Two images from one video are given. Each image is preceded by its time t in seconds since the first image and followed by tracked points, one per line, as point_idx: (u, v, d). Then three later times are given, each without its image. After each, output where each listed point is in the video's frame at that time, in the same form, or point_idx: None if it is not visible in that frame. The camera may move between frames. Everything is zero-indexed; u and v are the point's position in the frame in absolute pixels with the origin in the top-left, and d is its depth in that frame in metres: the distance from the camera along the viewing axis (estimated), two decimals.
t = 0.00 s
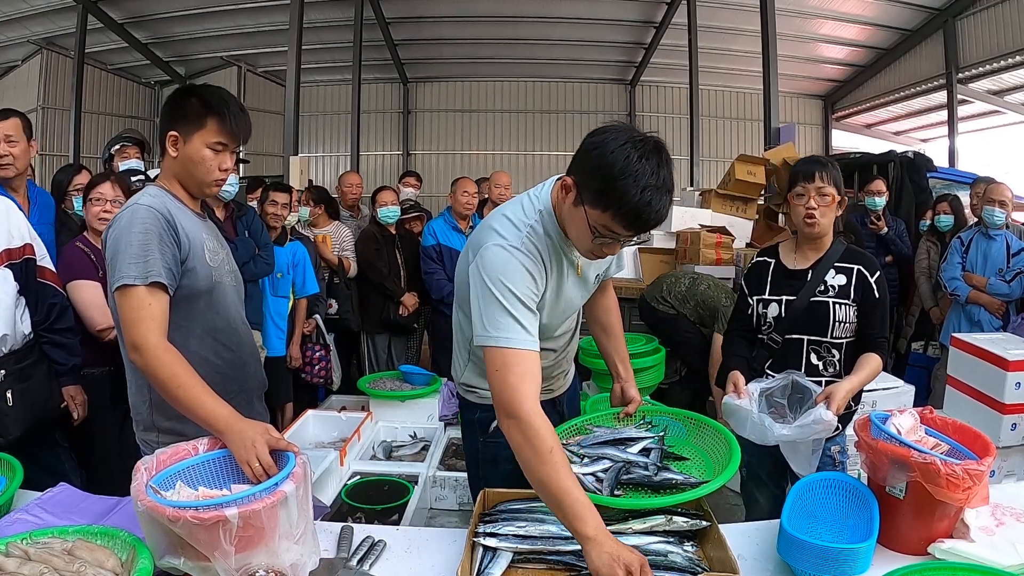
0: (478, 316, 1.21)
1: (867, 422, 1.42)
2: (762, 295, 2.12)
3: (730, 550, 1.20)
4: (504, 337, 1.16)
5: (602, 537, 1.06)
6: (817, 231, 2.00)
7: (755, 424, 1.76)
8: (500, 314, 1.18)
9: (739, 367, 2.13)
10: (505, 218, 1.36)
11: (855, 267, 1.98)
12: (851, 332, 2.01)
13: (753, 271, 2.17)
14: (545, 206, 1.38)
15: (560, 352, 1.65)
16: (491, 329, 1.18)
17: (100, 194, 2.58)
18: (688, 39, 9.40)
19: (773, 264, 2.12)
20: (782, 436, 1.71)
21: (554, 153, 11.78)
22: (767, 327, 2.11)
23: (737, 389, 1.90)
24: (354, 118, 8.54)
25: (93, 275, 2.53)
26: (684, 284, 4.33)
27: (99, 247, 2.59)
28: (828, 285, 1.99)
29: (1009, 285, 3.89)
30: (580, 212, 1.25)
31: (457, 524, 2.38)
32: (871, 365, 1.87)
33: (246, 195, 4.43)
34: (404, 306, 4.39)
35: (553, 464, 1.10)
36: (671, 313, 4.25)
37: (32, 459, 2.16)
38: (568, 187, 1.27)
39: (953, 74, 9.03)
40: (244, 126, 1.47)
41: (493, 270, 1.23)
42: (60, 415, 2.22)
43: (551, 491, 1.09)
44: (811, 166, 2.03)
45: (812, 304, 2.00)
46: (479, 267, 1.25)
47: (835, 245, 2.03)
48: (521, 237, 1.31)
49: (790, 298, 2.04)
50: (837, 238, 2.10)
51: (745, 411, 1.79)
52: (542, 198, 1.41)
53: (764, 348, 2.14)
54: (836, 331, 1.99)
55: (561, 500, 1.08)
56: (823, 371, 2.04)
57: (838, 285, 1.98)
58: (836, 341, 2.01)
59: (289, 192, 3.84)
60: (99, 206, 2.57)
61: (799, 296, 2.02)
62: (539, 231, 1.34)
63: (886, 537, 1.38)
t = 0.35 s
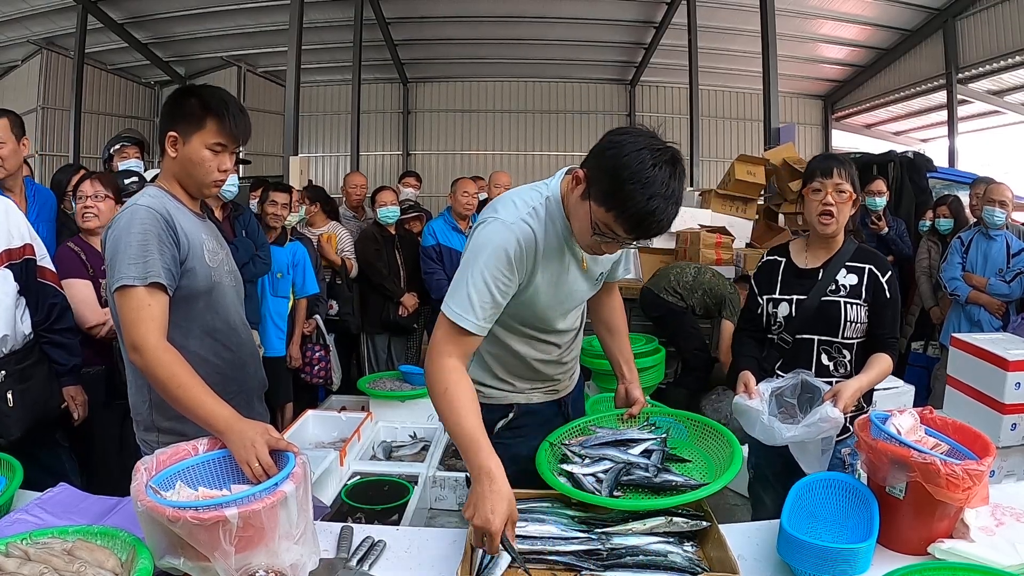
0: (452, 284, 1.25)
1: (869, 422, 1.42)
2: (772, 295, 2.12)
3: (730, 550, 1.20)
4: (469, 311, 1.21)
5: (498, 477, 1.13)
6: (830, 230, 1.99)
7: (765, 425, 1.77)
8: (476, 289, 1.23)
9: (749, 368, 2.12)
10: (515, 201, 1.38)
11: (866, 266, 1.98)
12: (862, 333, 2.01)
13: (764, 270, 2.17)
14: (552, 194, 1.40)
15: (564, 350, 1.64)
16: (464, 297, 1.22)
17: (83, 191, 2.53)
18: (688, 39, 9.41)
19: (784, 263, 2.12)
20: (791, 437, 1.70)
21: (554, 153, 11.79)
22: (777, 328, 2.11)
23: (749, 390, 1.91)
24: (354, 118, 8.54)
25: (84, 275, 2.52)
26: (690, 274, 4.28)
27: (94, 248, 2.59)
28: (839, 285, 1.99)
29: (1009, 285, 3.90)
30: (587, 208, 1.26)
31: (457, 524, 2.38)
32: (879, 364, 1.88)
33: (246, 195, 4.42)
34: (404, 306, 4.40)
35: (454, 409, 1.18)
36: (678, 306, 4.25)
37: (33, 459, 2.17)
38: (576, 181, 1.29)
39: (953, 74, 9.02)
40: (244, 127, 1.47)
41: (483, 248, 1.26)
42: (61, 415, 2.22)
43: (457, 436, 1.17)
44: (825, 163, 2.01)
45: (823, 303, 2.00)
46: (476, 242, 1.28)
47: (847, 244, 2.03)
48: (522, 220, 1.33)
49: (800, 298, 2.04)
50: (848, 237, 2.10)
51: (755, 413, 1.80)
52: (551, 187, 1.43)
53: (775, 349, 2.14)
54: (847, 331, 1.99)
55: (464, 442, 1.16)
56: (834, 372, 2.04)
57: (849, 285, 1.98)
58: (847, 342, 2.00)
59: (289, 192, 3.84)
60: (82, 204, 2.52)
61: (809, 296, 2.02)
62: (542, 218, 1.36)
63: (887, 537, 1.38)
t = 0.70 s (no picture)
0: (456, 278, 1.29)
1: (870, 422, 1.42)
2: (788, 295, 2.12)
3: (731, 550, 1.20)
4: (473, 301, 1.24)
5: (541, 498, 1.15)
6: (849, 230, 1.97)
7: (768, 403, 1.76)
8: (473, 279, 1.26)
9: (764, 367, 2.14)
10: (504, 189, 1.39)
11: (884, 267, 1.97)
12: (880, 334, 2.00)
13: (781, 269, 2.18)
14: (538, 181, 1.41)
15: (567, 345, 1.64)
16: (464, 288, 1.26)
17: (68, 192, 2.52)
18: (688, 39, 9.41)
19: (801, 262, 2.13)
20: (790, 400, 1.67)
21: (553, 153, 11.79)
22: (793, 328, 2.11)
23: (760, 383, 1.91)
24: (354, 118, 8.53)
25: (74, 274, 2.51)
26: (706, 274, 4.42)
27: (87, 249, 2.58)
28: (856, 285, 1.98)
29: (1009, 285, 3.89)
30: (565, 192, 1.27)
31: (457, 524, 2.38)
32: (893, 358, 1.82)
33: (246, 195, 4.42)
34: (404, 306, 4.40)
35: (499, 422, 1.19)
36: (702, 309, 4.35)
37: (33, 459, 2.17)
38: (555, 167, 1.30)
39: (953, 74, 9.02)
40: (243, 128, 1.47)
41: (476, 238, 1.29)
42: (61, 415, 2.21)
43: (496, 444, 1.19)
44: (845, 161, 1.97)
45: (840, 303, 2.00)
46: (468, 233, 1.32)
47: (864, 244, 2.01)
48: (511, 208, 1.34)
49: (817, 298, 2.04)
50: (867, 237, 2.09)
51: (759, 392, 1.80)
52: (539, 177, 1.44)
53: (790, 349, 2.14)
54: (863, 332, 1.99)
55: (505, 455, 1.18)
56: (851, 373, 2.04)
57: (866, 285, 1.97)
58: (863, 343, 2.00)
59: (289, 192, 3.84)
60: (69, 205, 2.52)
61: (825, 296, 2.02)
62: (530, 205, 1.37)
63: (886, 537, 1.38)
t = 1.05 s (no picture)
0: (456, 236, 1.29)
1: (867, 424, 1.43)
2: (811, 295, 2.05)
3: (731, 551, 1.20)
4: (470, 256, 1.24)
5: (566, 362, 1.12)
6: (873, 231, 1.89)
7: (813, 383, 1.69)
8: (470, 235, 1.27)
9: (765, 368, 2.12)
10: (515, 167, 1.43)
11: (909, 272, 1.90)
12: (903, 340, 1.93)
13: (803, 269, 2.10)
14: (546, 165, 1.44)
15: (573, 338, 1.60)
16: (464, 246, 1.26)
17: (68, 193, 2.52)
18: (688, 39, 9.41)
19: (824, 262, 2.05)
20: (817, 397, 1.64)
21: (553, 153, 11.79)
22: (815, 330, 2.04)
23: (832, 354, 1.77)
24: (355, 118, 8.54)
25: (71, 273, 2.50)
26: (727, 310, 4.50)
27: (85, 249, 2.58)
28: (880, 289, 1.91)
29: (1008, 285, 3.90)
30: (579, 171, 1.29)
31: (457, 524, 2.38)
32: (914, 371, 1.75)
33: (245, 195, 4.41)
34: (403, 306, 4.40)
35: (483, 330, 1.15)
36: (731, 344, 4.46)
37: (34, 459, 2.17)
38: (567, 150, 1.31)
39: (953, 74, 9.02)
40: (242, 129, 1.47)
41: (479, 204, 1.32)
42: (60, 415, 2.21)
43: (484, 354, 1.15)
44: (874, 160, 1.88)
45: (863, 307, 1.93)
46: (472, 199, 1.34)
47: (889, 247, 1.94)
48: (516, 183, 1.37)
49: (840, 300, 1.97)
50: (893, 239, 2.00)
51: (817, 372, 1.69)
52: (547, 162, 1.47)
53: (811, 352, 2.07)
54: (884, 338, 1.92)
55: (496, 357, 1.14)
56: (870, 379, 1.98)
57: (891, 289, 1.90)
58: (884, 349, 1.94)
59: (289, 192, 3.84)
60: (69, 204, 2.52)
61: (849, 299, 1.94)
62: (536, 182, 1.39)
63: (886, 537, 1.38)
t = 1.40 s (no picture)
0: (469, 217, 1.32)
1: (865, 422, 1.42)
2: (839, 296, 1.90)
3: (731, 550, 1.20)
4: (480, 238, 1.26)
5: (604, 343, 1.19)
6: (901, 235, 1.77)
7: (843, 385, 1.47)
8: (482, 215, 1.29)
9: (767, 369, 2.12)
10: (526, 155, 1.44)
11: (939, 277, 1.78)
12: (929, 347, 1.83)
13: (829, 267, 1.95)
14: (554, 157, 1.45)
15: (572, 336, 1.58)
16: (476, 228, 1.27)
17: (71, 193, 2.52)
18: (688, 39, 9.41)
19: (853, 262, 1.89)
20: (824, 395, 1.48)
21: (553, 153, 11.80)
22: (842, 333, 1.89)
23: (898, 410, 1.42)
24: (354, 117, 8.53)
25: (73, 272, 2.51)
26: (735, 348, 4.48)
27: (88, 247, 2.58)
28: (911, 294, 1.78)
29: (1009, 285, 3.89)
30: (595, 161, 1.29)
31: (457, 524, 2.38)
32: (916, 384, 1.66)
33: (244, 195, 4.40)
34: (403, 306, 4.40)
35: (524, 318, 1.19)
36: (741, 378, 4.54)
37: (34, 459, 2.17)
38: (583, 142, 1.32)
39: (953, 74, 9.02)
40: (239, 128, 1.46)
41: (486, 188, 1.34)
42: (60, 415, 2.21)
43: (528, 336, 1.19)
44: (905, 160, 1.76)
45: (893, 312, 1.80)
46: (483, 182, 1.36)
47: (918, 250, 1.82)
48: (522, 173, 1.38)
49: (870, 303, 1.83)
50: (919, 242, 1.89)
51: (857, 398, 1.42)
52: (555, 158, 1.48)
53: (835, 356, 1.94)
54: (912, 345, 1.81)
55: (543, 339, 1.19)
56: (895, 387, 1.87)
57: (921, 295, 1.78)
58: (912, 356, 1.82)
59: (290, 192, 3.83)
60: (73, 205, 2.51)
61: (880, 303, 1.81)
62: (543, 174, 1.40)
63: (886, 537, 1.38)
